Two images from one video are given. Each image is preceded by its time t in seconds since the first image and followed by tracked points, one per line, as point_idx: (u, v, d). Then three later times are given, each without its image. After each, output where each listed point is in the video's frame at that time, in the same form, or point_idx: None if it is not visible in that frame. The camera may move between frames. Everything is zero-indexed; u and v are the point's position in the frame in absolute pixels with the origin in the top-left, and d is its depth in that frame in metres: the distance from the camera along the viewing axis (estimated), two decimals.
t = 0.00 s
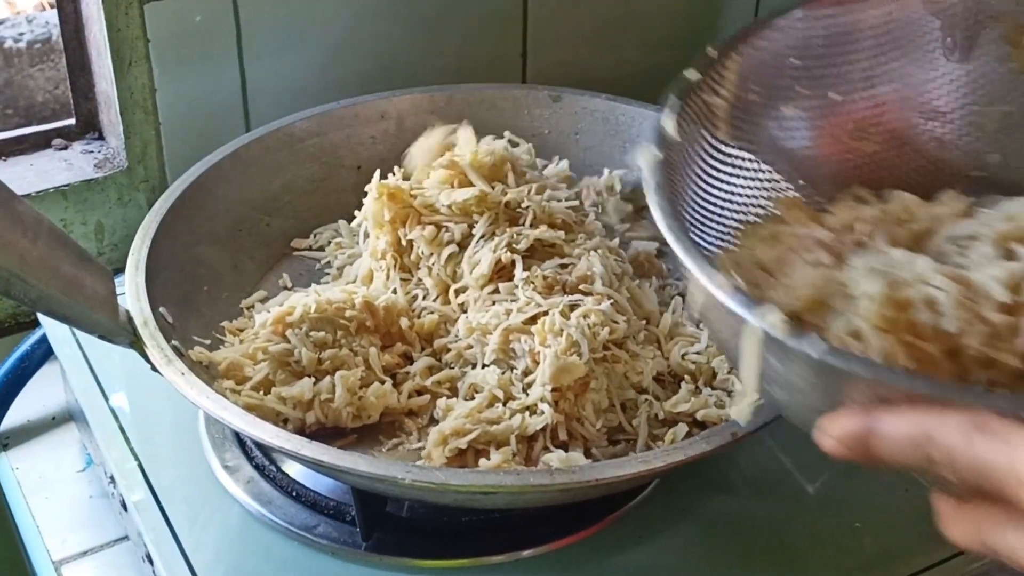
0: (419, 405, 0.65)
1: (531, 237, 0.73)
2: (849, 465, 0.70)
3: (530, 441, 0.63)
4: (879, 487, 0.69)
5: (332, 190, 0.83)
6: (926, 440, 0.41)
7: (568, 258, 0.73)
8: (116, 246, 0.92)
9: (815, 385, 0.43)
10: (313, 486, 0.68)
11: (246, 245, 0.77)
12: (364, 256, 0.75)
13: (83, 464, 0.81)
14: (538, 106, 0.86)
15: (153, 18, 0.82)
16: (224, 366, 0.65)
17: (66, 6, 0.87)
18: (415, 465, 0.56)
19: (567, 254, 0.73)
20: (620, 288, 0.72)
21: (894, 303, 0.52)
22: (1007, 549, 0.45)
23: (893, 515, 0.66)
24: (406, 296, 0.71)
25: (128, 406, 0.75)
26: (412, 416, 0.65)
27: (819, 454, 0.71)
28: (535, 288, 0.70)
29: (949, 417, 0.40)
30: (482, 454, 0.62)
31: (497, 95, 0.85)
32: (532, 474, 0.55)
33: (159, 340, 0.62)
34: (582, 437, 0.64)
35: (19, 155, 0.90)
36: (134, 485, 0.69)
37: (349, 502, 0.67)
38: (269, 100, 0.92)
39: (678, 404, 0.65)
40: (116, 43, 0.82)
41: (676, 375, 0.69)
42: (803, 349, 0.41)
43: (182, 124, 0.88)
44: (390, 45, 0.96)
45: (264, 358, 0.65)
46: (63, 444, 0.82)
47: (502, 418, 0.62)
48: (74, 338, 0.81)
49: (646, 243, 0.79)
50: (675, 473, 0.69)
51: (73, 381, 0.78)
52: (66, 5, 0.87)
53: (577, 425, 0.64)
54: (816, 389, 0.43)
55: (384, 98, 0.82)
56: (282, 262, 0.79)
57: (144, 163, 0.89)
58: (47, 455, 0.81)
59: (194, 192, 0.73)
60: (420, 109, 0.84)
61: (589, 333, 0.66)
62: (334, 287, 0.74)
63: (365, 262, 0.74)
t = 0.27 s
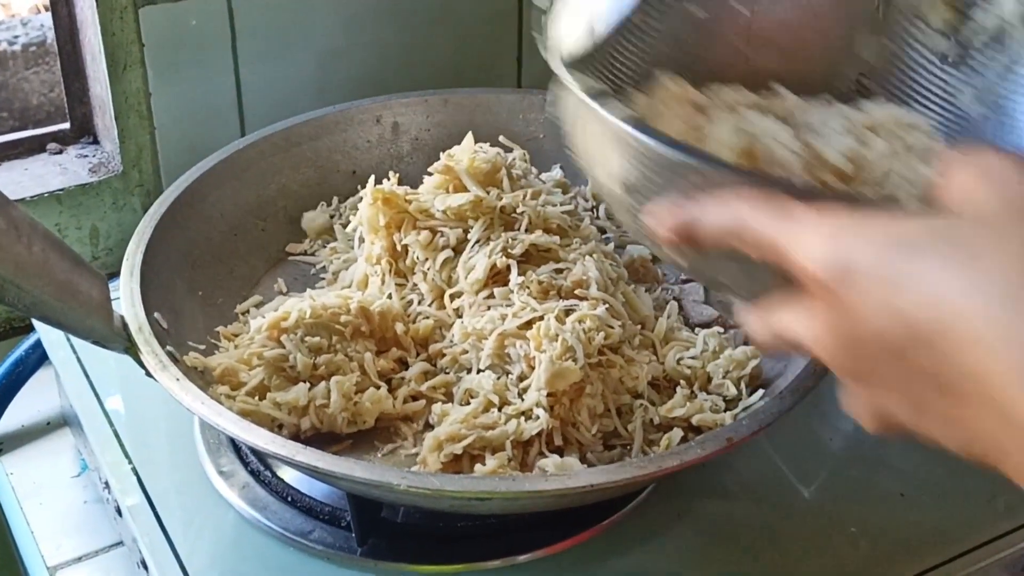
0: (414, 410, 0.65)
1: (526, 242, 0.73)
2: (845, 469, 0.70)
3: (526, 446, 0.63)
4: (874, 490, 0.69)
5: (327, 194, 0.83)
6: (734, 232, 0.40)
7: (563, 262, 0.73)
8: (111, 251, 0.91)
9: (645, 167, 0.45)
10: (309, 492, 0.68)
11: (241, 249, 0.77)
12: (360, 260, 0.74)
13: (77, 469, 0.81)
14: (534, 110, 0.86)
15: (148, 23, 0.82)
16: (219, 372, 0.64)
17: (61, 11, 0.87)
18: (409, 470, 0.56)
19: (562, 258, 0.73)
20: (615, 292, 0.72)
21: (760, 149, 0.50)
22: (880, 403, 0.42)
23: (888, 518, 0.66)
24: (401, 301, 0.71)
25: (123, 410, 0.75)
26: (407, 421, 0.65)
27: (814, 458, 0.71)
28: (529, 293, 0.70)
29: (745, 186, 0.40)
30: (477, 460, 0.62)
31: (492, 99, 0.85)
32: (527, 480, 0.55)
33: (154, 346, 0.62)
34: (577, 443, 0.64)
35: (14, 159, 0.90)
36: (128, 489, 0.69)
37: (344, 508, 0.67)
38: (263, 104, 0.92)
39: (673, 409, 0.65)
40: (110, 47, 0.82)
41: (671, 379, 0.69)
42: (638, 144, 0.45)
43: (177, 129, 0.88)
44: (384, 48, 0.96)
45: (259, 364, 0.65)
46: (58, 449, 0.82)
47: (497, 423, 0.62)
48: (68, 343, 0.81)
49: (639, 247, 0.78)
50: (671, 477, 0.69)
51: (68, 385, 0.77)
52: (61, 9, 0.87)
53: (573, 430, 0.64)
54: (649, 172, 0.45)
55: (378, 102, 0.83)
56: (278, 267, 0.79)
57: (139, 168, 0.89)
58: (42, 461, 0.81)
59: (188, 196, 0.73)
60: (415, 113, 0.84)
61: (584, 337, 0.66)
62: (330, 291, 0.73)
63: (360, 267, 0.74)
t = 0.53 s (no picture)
0: (412, 417, 0.65)
1: (524, 249, 0.72)
2: (845, 476, 0.70)
3: (524, 453, 0.63)
4: (875, 497, 0.68)
5: (325, 200, 0.83)
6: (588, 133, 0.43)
7: (561, 268, 0.73)
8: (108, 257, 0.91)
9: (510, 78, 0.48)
10: (306, 499, 0.68)
11: (239, 255, 0.77)
12: (357, 266, 0.74)
13: (73, 475, 0.80)
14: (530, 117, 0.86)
15: (145, 28, 0.82)
16: (216, 378, 0.64)
17: (58, 15, 0.87)
18: (407, 477, 0.56)
19: (560, 264, 0.73)
20: (614, 298, 0.72)
21: (686, 57, 0.51)
22: (778, 289, 0.42)
23: (889, 525, 0.66)
24: (399, 307, 0.71)
25: (120, 415, 0.75)
26: (405, 428, 0.65)
27: (814, 465, 0.71)
28: (528, 300, 0.69)
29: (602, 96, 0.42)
30: (476, 467, 0.62)
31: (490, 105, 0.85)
32: (525, 488, 0.55)
33: (151, 352, 0.61)
34: (575, 450, 0.63)
35: (10, 165, 0.90)
36: (124, 494, 0.69)
37: (341, 515, 0.67)
38: (261, 110, 0.92)
39: (672, 416, 0.65)
40: (108, 52, 0.82)
41: (670, 386, 0.69)
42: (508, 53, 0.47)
43: (175, 134, 0.88)
44: (382, 53, 0.96)
45: (256, 371, 0.65)
46: (54, 455, 0.82)
47: (495, 430, 0.62)
48: (65, 348, 0.81)
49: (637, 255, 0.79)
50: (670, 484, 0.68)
51: (65, 390, 0.77)
52: (58, 14, 0.87)
53: (571, 437, 0.64)
54: (512, 86, 0.49)
55: (376, 108, 0.82)
56: (276, 273, 0.79)
57: (136, 173, 0.88)
58: (38, 467, 0.81)
59: (186, 201, 0.73)
60: (413, 119, 0.84)
61: (583, 344, 0.65)
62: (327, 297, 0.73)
63: (358, 273, 0.74)
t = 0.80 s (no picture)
0: (410, 425, 0.65)
1: (523, 257, 0.72)
2: (845, 484, 0.70)
3: (522, 461, 0.62)
4: (875, 504, 0.68)
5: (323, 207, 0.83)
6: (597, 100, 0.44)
7: (560, 276, 0.72)
8: (106, 263, 0.91)
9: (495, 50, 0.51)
10: (304, 507, 0.67)
11: (238, 262, 0.77)
12: (356, 274, 0.74)
13: (71, 482, 0.80)
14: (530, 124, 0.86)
15: (144, 34, 0.82)
16: (214, 387, 0.64)
17: (57, 22, 0.87)
18: (405, 486, 0.56)
19: (559, 272, 0.73)
20: (613, 306, 0.71)
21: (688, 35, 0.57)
22: (769, 251, 0.45)
23: (888, 533, 0.66)
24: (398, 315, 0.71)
25: (118, 422, 0.75)
26: (403, 436, 0.65)
27: (813, 474, 0.71)
28: (526, 308, 0.69)
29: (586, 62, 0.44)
30: (474, 476, 0.61)
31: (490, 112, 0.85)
32: (524, 497, 0.55)
33: (149, 360, 0.61)
34: (574, 459, 0.63)
35: (9, 171, 0.90)
36: (121, 501, 0.68)
37: (339, 523, 0.66)
38: (260, 116, 0.92)
39: (671, 425, 0.65)
40: (106, 58, 0.82)
41: (669, 395, 0.69)
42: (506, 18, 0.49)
43: (174, 140, 0.88)
44: (380, 62, 0.96)
45: (254, 379, 0.65)
46: (51, 463, 0.82)
47: (493, 438, 0.62)
48: (62, 355, 0.81)
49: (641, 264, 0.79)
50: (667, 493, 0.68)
51: (62, 397, 0.77)
52: (57, 20, 0.87)
53: (570, 446, 0.63)
54: (507, 52, 0.50)
55: (375, 115, 0.82)
56: (274, 280, 0.79)
57: (135, 179, 0.88)
58: (35, 474, 0.81)
59: (184, 208, 0.72)
60: (413, 126, 0.84)
61: (581, 352, 0.65)
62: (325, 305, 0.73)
63: (356, 280, 0.73)
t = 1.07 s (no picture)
0: (406, 432, 0.65)
1: (519, 264, 0.72)
2: (843, 492, 0.70)
3: (518, 469, 0.62)
4: (873, 511, 0.68)
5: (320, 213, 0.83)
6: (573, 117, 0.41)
7: (556, 283, 0.72)
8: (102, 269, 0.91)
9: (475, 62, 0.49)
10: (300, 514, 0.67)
11: (234, 268, 0.77)
12: (352, 281, 0.74)
13: (67, 489, 0.80)
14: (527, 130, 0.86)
15: (141, 40, 0.82)
16: (210, 394, 0.64)
17: (55, 27, 0.87)
18: (401, 494, 0.56)
19: (555, 279, 0.73)
20: (609, 313, 0.71)
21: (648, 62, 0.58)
22: (740, 278, 0.42)
23: (884, 540, 0.66)
24: (394, 322, 0.71)
25: (114, 428, 0.75)
26: (399, 443, 0.65)
27: (810, 480, 0.71)
28: (523, 315, 0.69)
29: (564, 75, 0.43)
30: (469, 483, 0.61)
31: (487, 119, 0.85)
32: (519, 505, 0.55)
33: (144, 367, 0.61)
34: (570, 466, 0.63)
35: (6, 177, 0.90)
36: (116, 506, 0.68)
37: (335, 530, 0.66)
38: (257, 122, 0.92)
39: (667, 433, 0.64)
40: (104, 64, 0.82)
41: (665, 402, 0.69)
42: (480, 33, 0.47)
43: (170, 146, 0.88)
44: (378, 67, 0.96)
45: (250, 386, 0.65)
46: (46, 469, 0.82)
47: (489, 445, 0.62)
48: (58, 361, 0.80)
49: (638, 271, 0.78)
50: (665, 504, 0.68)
51: (58, 403, 0.77)
52: (55, 26, 0.87)
53: (566, 453, 0.63)
54: (450, 44, 0.50)
55: (372, 121, 0.82)
56: (270, 286, 0.78)
57: (132, 185, 0.88)
58: (31, 480, 0.81)
59: (181, 214, 0.72)
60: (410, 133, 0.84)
61: (578, 359, 0.65)
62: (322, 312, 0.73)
63: (352, 287, 0.73)
